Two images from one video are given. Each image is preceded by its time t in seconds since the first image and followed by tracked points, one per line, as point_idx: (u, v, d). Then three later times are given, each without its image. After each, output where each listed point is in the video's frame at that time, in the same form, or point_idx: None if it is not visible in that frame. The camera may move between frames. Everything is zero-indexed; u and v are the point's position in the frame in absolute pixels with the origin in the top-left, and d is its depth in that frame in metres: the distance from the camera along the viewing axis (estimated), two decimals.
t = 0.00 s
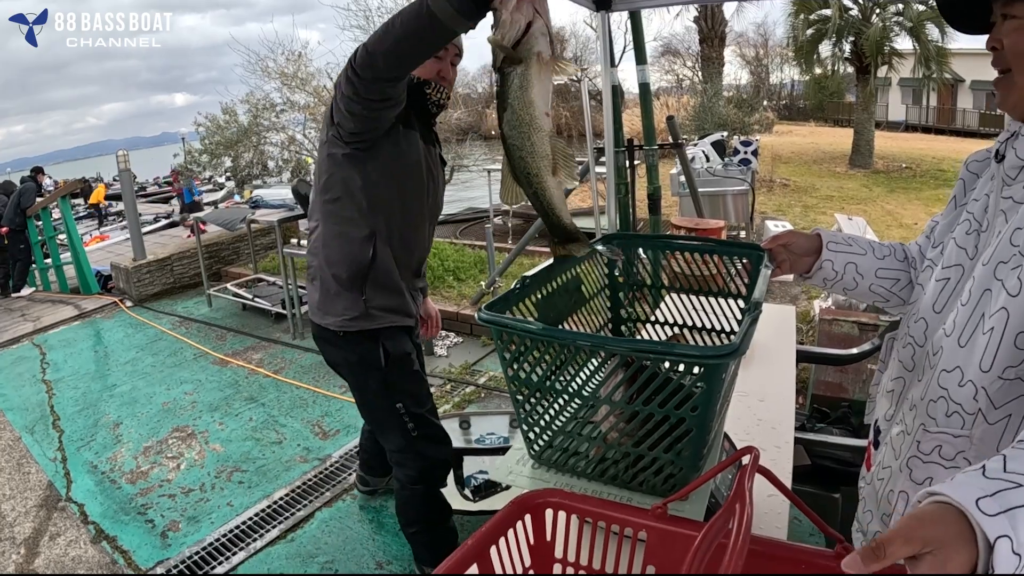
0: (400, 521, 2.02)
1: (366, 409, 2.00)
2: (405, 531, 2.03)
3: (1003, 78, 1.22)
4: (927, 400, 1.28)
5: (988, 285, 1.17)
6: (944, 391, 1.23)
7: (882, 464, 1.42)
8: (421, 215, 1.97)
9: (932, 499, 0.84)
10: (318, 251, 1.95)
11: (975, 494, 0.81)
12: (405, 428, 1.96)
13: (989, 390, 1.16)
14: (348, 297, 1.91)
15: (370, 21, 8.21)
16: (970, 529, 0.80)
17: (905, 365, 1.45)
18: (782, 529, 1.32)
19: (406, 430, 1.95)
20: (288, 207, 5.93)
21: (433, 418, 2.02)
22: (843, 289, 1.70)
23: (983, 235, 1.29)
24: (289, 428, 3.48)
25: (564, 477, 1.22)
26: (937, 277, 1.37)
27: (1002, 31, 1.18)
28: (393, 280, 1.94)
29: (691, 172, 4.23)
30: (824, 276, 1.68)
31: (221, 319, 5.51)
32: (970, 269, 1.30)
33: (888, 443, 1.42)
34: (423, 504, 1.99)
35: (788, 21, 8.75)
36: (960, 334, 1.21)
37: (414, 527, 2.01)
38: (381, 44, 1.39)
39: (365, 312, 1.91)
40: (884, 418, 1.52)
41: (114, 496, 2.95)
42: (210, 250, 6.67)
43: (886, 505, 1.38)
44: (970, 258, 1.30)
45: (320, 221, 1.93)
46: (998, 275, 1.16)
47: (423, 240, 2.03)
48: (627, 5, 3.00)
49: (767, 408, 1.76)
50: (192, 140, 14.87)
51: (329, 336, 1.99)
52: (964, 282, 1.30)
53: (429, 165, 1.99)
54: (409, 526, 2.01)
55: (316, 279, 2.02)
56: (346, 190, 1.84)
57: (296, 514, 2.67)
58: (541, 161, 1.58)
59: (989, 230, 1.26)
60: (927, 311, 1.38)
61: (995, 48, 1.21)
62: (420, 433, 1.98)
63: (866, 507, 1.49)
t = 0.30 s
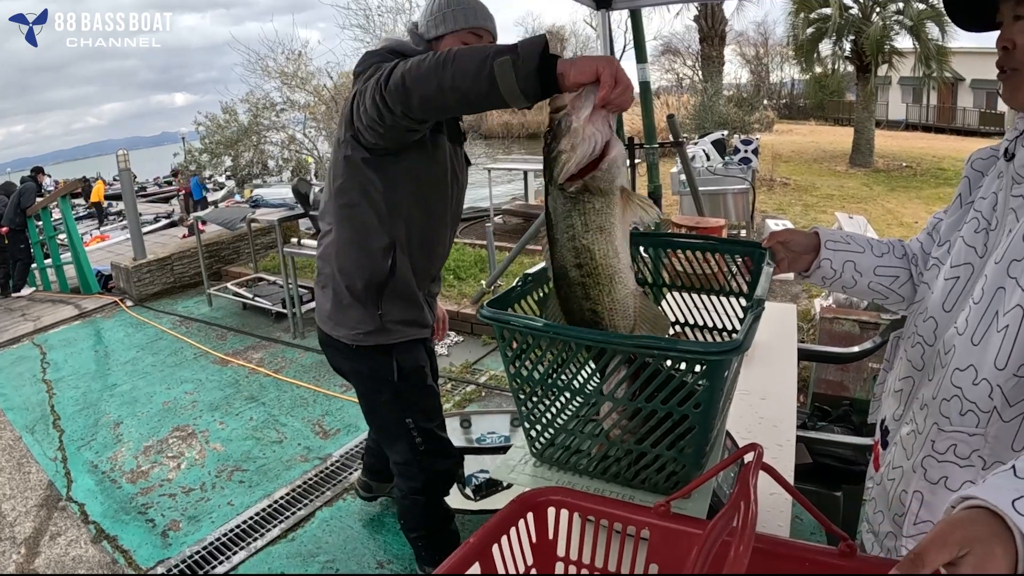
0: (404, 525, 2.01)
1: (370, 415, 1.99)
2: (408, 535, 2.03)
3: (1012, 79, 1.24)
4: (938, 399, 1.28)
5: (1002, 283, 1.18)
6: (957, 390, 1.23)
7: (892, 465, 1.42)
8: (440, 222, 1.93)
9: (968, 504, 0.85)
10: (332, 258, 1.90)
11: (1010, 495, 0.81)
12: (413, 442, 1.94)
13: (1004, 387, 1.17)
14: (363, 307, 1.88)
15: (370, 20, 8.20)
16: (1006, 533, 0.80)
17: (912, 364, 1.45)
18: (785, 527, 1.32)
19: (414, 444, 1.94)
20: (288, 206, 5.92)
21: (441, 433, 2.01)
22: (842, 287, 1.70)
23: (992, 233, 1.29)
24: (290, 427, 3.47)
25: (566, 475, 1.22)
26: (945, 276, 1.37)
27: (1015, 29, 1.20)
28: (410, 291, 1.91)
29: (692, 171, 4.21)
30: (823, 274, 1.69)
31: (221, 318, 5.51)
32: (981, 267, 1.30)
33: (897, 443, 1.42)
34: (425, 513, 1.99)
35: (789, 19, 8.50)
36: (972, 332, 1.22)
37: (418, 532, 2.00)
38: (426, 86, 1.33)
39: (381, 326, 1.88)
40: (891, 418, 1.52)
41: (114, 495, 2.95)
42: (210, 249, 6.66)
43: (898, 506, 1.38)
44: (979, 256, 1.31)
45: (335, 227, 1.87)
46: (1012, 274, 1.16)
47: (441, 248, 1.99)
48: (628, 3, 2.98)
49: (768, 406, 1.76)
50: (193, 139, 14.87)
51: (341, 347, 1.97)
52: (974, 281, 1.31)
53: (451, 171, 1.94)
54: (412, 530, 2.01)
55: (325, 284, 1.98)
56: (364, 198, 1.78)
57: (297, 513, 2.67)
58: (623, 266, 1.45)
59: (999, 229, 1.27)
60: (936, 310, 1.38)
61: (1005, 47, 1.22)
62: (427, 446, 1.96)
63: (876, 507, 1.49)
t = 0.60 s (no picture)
0: (407, 525, 2.02)
1: (374, 415, 2.00)
2: (411, 535, 2.03)
3: (1014, 85, 1.23)
4: (941, 404, 1.28)
5: (1003, 288, 1.18)
6: (958, 394, 1.23)
7: (897, 468, 1.43)
8: (454, 228, 1.90)
9: (949, 531, 0.80)
10: (344, 263, 1.88)
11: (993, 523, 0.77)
12: (420, 443, 1.94)
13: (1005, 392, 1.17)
14: (375, 315, 1.88)
15: (369, 19, 8.21)
16: (990, 562, 0.75)
17: (915, 368, 1.45)
18: (784, 525, 1.32)
19: (421, 445, 1.94)
20: (288, 206, 5.93)
21: (447, 434, 2.01)
22: (837, 287, 1.70)
23: (994, 238, 1.30)
24: (290, 426, 3.48)
25: (564, 473, 1.23)
26: (947, 281, 1.37)
27: (1009, 36, 1.20)
28: (423, 298, 1.92)
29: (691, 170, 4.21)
30: (817, 274, 1.69)
31: (221, 318, 5.51)
32: (983, 272, 1.30)
33: (901, 446, 1.42)
34: (430, 513, 1.99)
35: (789, 18, 8.45)
36: (973, 337, 1.22)
37: (420, 532, 2.01)
38: (454, 123, 1.20)
39: (395, 333, 1.89)
40: (894, 421, 1.52)
41: (114, 495, 2.95)
42: (210, 249, 6.66)
43: (903, 509, 1.39)
44: (981, 261, 1.31)
45: (347, 232, 1.84)
46: (1012, 279, 1.16)
47: (455, 251, 1.97)
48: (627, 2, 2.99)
49: (767, 405, 1.76)
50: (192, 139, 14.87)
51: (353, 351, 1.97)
52: (976, 286, 1.31)
53: (467, 175, 1.89)
54: (414, 530, 2.01)
55: (336, 285, 1.97)
56: (378, 208, 1.75)
57: (298, 512, 2.67)
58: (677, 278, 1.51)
59: (1001, 234, 1.27)
60: (938, 314, 1.39)
61: (1001, 53, 1.22)
62: (434, 447, 1.96)
63: (882, 510, 1.50)
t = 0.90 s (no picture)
0: (408, 525, 2.02)
1: (375, 416, 1.99)
2: (412, 535, 2.03)
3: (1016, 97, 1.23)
4: (942, 408, 1.28)
5: (1001, 293, 1.17)
6: (958, 400, 1.24)
7: (898, 471, 1.43)
8: (461, 238, 1.88)
9: (933, 545, 0.79)
10: (348, 266, 1.87)
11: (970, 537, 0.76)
12: (421, 444, 1.94)
13: (1006, 396, 1.17)
14: (377, 318, 1.87)
15: (369, 19, 8.21)
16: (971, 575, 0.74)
17: (916, 373, 1.45)
18: (784, 524, 1.32)
19: (422, 445, 1.94)
20: (288, 205, 5.93)
21: (448, 435, 2.01)
22: (836, 286, 1.71)
23: (994, 243, 1.30)
24: (290, 426, 3.48)
25: (564, 472, 1.23)
26: (947, 286, 1.37)
27: (1009, 52, 1.19)
28: (426, 304, 1.90)
29: (691, 169, 4.21)
30: (817, 273, 1.69)
31: (221, 318, 5.50)
32: (984, 277, 1.30)
33: (902, 450, 1.43)
34: (430, 513, 1.99)
35: (789, 16, 8.42)
36: (973, 343, 1.22)
37: (421, 532, 2.01)
38: (443, 179, 1.14)
39: (398, 338, 1.88)
40: (895, 425, 1.52)
41: (114, 495, 2.95)
42: (210, 249, 6.66)
43: (906, 512, 1.40)
44: (982, 267, 1.31)
45: (353, 236, 1.82)
46: (1011, 285, 1.16)
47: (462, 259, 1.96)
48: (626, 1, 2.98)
49: (767, 404, 1.76)
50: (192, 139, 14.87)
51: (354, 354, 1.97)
52: (978, 291, 1.31)
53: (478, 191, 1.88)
54: (415, 530, 2.01)
55: (340, 287, 1.96)
56: (388, 214, 1.75)
57: (298, 511, 2.67)
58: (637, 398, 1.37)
59: (1001, 239, 1.27)
60: (939, 319, 1.38)
61: (1002, 69, 1.21)
62: (435, 448, 1.96)
63: (884, 512, 1.50)
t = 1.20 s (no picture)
0: (407, 525, 2.01)
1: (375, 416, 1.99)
2: (411, 534, 2.03)
3: None
4: (942, 416, 1.28)
5: (1000, 298, 1.16)
6: (958, 407, 1.23)
7: (900, 478, 1.43)
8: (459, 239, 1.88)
9: (921, 547, 0.78)
10: (346, 265, 1.87)
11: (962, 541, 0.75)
12: (420, 443, 1.93)
13: (1005, 403, 1.16)
14: (375, 319, 1.86)
15: (369, 19, 8.21)
16: None
17: (915, 378, 1.44)
18: (784, 524, 1.31)
19: (420, 444, 1.93)
20: (287, 205, 5.92)
21: (447, 434, 2.00)
22: (832, 282, 1.71)
23: (992, 245, 1.29)
24: (289, 425, 3.47)
25: (562, 472, 1.22)
26: (944, 289, 1.36)
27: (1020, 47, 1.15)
28: (423, 304, 1.90)
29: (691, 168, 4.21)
30: (812, 270, 1.68)
31: (221, 318, 5.50)
32: (981, 280, 1.30)
33: (904, 456, 1.42)
34: (429, 513, 1.98)
35: (789, 15, 8.39)
36: (972, 349, 1.22)
37: (420, 531, 2.01)
38: (403, 211, 1.14)
39: (395, 339, 1.87)
40: (896, 431, 1.52)
41: (113, 495, 2.94)
42: (210, 249, 6.66)
43: (908, 519, 1.39)
44: (979, 269, 1.30)
45: (351, 236, 1.82)
46: (1008, 289, 1.16)
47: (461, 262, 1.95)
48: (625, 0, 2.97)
49: (767, 403, 1.75)
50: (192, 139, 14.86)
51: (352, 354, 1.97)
52: (977, 294, 1.30)
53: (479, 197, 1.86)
54: (414, 530, 2.01)
55: (339, 287, 1.97)
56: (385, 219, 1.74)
57: (297, 511, 2.66)
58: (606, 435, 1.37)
59: (999, 241, 1.26)
60: (937, 324, 1.38)
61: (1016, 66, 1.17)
62: (434, 447, 1.95)
63: (887, 519, 1.49)
